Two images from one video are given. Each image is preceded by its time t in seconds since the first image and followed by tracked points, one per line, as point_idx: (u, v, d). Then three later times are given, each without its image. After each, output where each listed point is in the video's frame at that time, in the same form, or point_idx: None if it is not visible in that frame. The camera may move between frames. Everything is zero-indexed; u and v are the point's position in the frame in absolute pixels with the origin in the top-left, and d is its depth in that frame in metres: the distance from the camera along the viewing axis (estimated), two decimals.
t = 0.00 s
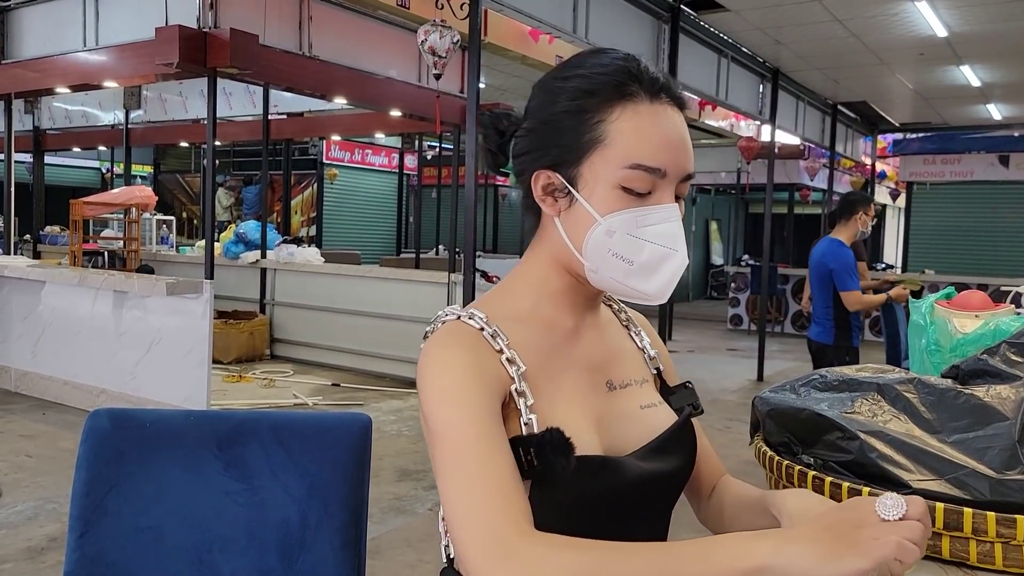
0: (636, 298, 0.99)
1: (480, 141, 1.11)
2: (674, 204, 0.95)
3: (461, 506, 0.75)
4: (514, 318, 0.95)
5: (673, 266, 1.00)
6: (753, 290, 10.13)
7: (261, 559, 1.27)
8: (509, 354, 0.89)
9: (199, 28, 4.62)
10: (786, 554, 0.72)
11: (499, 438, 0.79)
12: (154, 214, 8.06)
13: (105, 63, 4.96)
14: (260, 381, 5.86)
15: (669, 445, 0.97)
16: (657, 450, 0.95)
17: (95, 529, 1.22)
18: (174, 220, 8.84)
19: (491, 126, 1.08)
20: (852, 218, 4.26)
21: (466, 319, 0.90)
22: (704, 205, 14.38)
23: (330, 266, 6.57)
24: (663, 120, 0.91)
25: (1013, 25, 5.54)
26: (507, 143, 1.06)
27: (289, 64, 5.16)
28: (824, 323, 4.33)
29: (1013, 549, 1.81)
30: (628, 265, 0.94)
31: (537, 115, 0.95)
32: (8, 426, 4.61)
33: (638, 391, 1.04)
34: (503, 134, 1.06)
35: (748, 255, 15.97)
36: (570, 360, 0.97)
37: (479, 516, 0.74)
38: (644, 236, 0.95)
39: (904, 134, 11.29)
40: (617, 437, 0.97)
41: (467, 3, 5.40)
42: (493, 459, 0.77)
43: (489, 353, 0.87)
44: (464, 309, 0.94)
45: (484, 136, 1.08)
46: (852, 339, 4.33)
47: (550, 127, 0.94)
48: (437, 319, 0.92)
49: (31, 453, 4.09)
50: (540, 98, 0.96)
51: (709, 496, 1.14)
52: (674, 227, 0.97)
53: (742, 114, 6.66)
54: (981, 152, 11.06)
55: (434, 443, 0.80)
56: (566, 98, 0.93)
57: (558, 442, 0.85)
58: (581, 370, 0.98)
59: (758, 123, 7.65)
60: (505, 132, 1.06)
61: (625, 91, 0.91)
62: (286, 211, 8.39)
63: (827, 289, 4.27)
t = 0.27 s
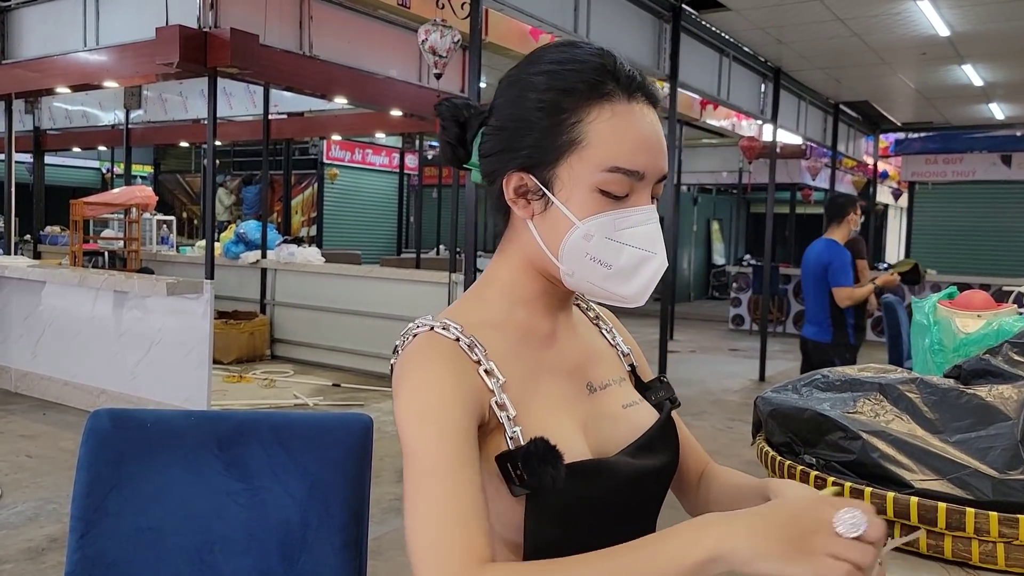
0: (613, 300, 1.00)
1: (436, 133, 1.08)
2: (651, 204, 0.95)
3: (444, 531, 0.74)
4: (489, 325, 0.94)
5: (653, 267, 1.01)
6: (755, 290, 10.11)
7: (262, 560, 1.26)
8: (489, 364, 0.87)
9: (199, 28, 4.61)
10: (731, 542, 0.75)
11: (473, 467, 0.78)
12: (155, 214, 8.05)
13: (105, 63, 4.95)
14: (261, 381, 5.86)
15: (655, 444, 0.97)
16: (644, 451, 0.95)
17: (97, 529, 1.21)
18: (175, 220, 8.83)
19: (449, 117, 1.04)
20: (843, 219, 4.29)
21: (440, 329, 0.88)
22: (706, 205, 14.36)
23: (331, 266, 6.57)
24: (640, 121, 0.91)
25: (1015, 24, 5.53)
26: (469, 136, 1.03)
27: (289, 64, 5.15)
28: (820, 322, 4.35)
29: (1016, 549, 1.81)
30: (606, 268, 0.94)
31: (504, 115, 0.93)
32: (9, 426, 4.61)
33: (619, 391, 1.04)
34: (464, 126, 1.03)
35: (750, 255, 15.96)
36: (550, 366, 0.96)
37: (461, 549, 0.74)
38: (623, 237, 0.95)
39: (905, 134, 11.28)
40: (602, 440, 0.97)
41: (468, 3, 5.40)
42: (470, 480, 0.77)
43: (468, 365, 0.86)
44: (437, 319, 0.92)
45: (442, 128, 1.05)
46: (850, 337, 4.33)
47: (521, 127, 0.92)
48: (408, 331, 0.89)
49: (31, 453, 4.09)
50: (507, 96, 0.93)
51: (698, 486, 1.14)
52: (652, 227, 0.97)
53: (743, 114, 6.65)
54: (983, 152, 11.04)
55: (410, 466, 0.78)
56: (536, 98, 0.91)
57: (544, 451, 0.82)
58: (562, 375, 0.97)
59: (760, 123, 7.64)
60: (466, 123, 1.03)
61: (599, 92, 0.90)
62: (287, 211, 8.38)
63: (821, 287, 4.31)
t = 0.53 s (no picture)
0: (599, 295, 1.00)
1: (419, 136, 1.09)
2: (633, 199, 0.95)
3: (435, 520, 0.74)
4: (473, 322, 0.94)
5: (636, 260, 1.01)
6: (757, 290, 10.11)
7: (264, 559, 1.26)
8: (474, 359, 0.87)
9: (201, 28, 4.61)
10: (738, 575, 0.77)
11: (459, 459, 0.78)
12: (157, 214, 8.06)
13: (107, 63, 4.96)
14: (262, 381, 5.86)
15: (647, 442, 0.96)
16: (634, 449, 0.94)
17: (98, 529, 1.21)
18: (176, 220, 8.83)
19: (429, 120, 1.06)
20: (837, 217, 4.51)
21: (424, 325, 0.88)
22: (707, 205, 14.35)
23: (332, 266, 6.57)
24: (618, 115, 0.91)
25: (1017, 24, 5.53)
26: (449, 138, 1.04)
27: (291, 63, 5.15)
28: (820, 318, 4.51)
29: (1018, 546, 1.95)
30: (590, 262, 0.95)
31: (480, 113, 0.93)
32: (11, 426, 4.61)
33: (610, 389, 1.04)
34: (444, 128, 1.04)
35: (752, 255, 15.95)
36: (537, 363, 0.96)
37: (443, 534, 0.74)
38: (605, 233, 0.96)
39: (907, 133, 11.29)
40: (591, 437, 0.97)
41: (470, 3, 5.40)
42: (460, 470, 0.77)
43: (453, 360, 0.86)
44: (421, 316, 0.92)
45: (424, 130, 1.06)
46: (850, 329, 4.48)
47: (498, 125, 0.92)
48: (393, 329, 0.90)
49: (33, 453, 4.09)
50: (485, 94, 0.93)
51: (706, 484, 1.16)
52: (634, 223, 0.97)
53: (745, 113, 6.65)
54: (985, 152, 11.03)
55: (399, 457, 0.78)
56: (513, 94, 0.91)
57: (520, 447, 0.83)
58: (549, 372, 0.97)
59: (762, 122, 7.64)
60: (445, 125, 1.04)
61: (575, 87, 0.90)
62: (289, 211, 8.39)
63: (821, 284, 4.47)
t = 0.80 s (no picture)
0: (604, 291, 1.00)
1: (416, 141, 1.09)
2: (634, 191, 0.95)
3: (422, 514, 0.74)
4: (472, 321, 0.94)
5: (639, 253, 1.01)
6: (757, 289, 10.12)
7: (263, 559, 1.26)
8: (471, 353, 0.88)
9: (202, 27, 4.61)
10: (759, 556, 0.71)
11: (459, 447, 0.78)
12: (157, 213, 8.06)
13: (107, 62, 4.96)
14: (263, 380, 5.87)
15: (644, 448, 0.96)
16: (633, 454, 0.94)
17: (99, 528, 1.21)
18: (177, 219, 8.83)
19: (425, 125, 1.06)
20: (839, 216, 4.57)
21: (421, 319, 0.89)
22: (708, 204, 14.35)
23: (333, 266, 6.57)
24: (615, 107, 0.91)
25: (1018, 23, 5.52)
26: (446, 142, 1.04)
27: (291, 63, 5.14)
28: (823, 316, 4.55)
29: (1017, 549, 1.81)
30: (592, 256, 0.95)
31: (475, 113, 0.94)
32: (11, 425, 4.61)
33: (610, 389, 1.03)
34: (440, 133, 1.04)
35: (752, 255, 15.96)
36: (536, 360, 0.96)
37: (437, 524, 0.73)
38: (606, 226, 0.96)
39: (907, 133, 11.29)
40: (588, 437, 0.96)
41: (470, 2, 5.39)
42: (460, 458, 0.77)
43: (451, 353, 0.86)
44: (419, 311, 0.93)
45: (420, 134, 1.07)
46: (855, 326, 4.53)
47: (495, 122, 0.92)
48: (391, 324, 0.90)
49: (33, 452, 4.09)
50: (479, 93, 0.93)
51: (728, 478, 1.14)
52: (636, 214, 0.97)
53: (745, 113, 6.65)
54: (986, 151, 11.01)
55: (396, 447, 0.78)
56: (508, 90, 0.91)
57: (523, 440, 0.84)
58: (548, 371, 0.96)
59: (762, 122, 7.65)
60: (442, 130, 1.05)
61: (571, 80, 0.90)
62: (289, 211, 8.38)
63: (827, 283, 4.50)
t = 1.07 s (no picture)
0: (619, 285, 1.01)
1: (420, 150, 1.09)
2: (644, 181, 0.95)
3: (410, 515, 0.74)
4: (478, 321, 0.94)
5: (655, 242, 1.01)
6: (758, 289, 10.12)
7: (265, 558, 1.26)
8: (473, 355, 0.88)
9: (203, 26, 4.61)
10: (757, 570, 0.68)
11: (453, 445, 0.77)
12: (158, 212, 8.06)
13: (108, 62, 4.96)
14: (264, 379, 5.87)
15: (645, 455, 0.96)
16: (629, 463, 0.94)
17: (101, 527, 1.21)
18: (177, 219, 8.84)
19: (430, 134, 1.06)
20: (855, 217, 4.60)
21: (426, 321, 0.89)
22: (709, 204, 14.34)
23: (334, 265, 6.57)
24: (622, 96, 0.91)
25: (1019, 22, 5.51)
26: (451, 149, 1.05)
27: (293, 62, 5.14)
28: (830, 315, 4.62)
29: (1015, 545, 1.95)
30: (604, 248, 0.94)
31: (481, 111, 0.94)
32: (13, 425, 4.62)
33: (614, 394, 1.03)
34: (445, 140, 1.05)
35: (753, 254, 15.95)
36: (539, 363, 0.95)
37: (427, 527, 0.72)
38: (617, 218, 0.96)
39: (908, 132, 11.27)
40: (591, 441, 0.96)
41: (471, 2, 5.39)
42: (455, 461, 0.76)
43: (452, 355, 0.87)
44: (424, 312, 0.93)
45: (425, 143, 1.07)
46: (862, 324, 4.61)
47: (502, 117, 0.92)
48: (396, 322, 0.90)
49: (34, 451, 4.09)
50: (484, 91, 0.94)
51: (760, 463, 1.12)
52: (647, 205, 0.97)
53: (746, 112, 6.64)
54: (987, 151, 10.99)
55: (392, 447, 0.78)
56: (513, 84, 0.91)
57: (518, 449, 0.85)
58: (551, 373, 0.96)
59: (763, 121, 7.65)
60: (446, 136, 1.05)
61: (576, 71, 0.91)
62: (290, 210, 8.39)
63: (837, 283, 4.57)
